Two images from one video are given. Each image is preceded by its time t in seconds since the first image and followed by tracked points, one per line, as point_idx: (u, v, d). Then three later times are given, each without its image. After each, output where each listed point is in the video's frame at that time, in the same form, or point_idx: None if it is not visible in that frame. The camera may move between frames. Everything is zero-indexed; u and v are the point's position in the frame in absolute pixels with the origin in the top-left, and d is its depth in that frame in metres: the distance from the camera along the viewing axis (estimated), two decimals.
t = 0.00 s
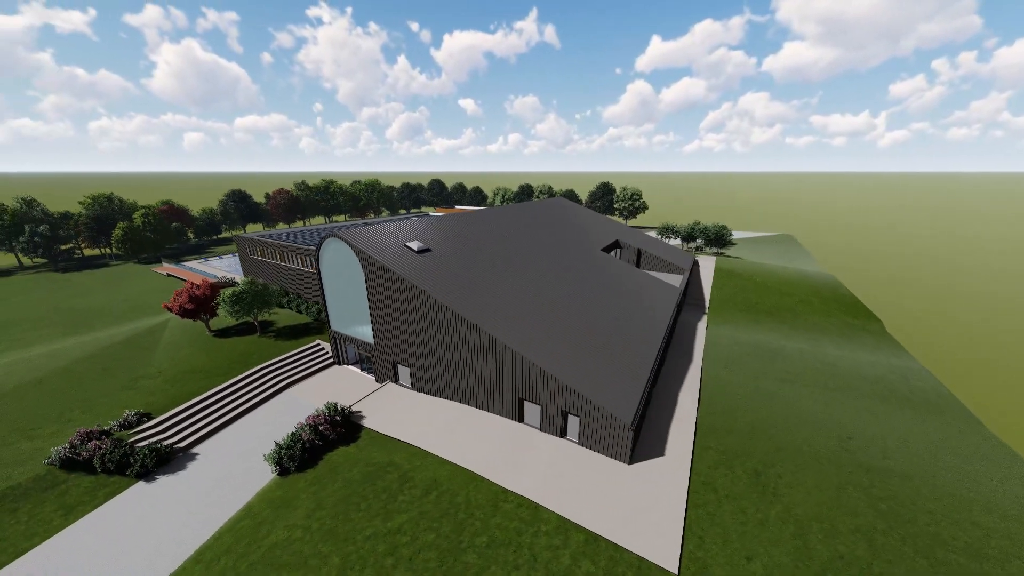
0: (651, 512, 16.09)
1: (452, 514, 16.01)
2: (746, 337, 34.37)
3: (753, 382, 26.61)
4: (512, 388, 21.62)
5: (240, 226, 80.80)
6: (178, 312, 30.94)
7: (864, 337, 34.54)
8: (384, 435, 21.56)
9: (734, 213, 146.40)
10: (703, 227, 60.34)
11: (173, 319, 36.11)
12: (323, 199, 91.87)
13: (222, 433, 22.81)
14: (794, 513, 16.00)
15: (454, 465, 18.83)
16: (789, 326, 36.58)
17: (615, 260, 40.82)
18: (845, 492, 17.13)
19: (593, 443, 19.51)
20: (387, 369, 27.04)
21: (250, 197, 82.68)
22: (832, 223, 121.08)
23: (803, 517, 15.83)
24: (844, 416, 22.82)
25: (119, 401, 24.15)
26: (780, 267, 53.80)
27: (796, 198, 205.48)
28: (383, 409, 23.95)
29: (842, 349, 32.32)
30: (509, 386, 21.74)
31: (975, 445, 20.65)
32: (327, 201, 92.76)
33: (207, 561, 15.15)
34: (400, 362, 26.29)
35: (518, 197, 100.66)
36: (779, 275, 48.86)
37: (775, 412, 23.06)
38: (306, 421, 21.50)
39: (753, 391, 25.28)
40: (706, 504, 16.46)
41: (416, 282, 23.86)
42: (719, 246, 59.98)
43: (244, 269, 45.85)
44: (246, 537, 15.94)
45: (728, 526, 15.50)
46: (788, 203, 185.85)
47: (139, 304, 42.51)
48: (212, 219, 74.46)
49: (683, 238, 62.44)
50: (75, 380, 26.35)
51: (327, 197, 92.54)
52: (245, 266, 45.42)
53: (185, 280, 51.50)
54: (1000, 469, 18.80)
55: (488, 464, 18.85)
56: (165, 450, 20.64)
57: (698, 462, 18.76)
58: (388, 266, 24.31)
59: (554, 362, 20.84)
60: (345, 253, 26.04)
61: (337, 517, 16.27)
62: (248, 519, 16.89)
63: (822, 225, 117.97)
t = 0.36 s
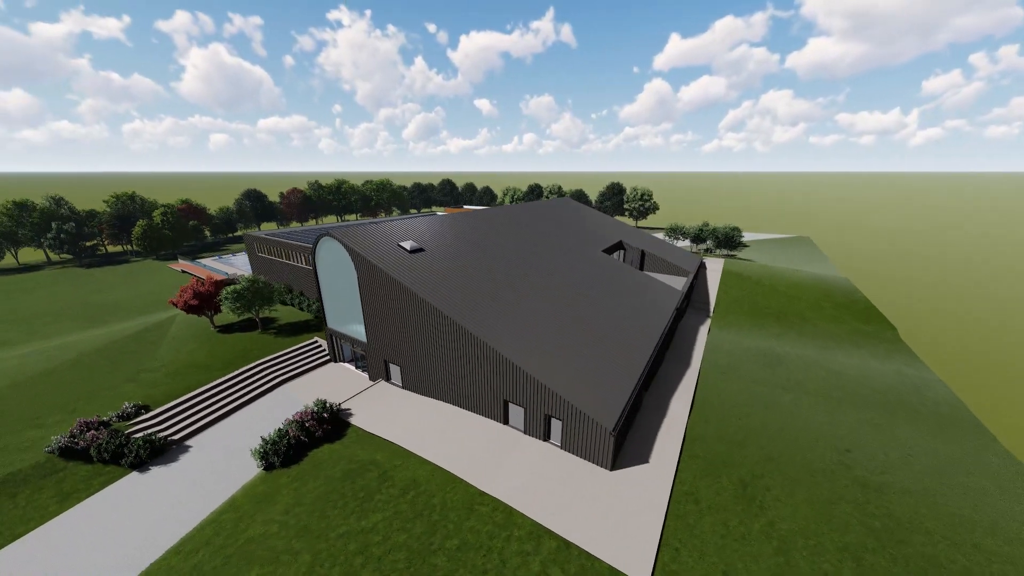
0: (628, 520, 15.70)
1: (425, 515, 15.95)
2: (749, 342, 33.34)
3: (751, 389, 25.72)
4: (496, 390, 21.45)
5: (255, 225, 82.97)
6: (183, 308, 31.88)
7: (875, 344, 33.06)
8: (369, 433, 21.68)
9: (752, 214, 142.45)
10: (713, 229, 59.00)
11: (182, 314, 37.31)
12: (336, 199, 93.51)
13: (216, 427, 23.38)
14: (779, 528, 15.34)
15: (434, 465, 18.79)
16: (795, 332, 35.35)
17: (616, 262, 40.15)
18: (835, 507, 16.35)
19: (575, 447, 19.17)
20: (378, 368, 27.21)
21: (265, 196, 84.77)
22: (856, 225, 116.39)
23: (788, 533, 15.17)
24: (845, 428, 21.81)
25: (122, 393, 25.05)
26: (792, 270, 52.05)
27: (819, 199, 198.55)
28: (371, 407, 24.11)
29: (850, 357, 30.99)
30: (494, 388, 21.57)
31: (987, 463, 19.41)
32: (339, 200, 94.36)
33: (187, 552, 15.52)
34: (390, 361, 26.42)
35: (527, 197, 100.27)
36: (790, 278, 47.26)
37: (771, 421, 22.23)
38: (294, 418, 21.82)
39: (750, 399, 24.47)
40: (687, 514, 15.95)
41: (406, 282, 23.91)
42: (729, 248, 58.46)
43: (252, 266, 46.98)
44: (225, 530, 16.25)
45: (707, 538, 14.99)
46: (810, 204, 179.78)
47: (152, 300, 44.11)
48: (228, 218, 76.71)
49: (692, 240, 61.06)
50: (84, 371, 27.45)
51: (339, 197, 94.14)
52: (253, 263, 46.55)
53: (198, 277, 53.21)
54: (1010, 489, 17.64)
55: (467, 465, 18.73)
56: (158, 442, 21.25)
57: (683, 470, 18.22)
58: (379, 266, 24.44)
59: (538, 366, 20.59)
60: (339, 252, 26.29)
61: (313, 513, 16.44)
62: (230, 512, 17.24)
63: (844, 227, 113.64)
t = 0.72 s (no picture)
0: (604, 529, 15.29)
1: (400, 516, 15.92)
2: (754, 348, 32.18)
3: (750, 397, 24.77)
4: (482, 392, 21.21)
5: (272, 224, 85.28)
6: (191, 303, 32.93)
7: (890, 353, 31.46)
8: (356, 431, 21.86)
9: (772, 215, 138.08)
10: (725, 231, 57.41)
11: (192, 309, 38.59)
12: (349, 199, 95.23)
13: (213, 420, 24.01)
14: (764, 545, 14.63)
15: (415, 466, 18.76)
16: (804, 338, 33.98)
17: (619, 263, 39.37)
18: (827, 526, 15.49)
19: (558, 452, 18.81)
20: (372, 366, 27.37)
21: (281, 196, 86.98)
22: (883, 227, 111.37)
23: (773, 550, 14.46)
24: (848, 442, 20.70)
25: (128, 384, 26.02)
26: (807, 274, 50.11)
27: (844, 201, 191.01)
28: (362, 405, 24.30)
29: (862, 366, 29.55)
30: (480, 390, 21.34)
31: (1003, 484, 18.05)
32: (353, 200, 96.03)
33: (169, 541, 15.92)
34: (382, 360, 26.53)
35: (538, 197, 99.78)
36: (803, 282, 45.48)
37: (769, 432, 21.30)
38: (284, 413, 22.16)
39: (749, 408, 23.50)
40: (667, 526, 15.41)
41: (397, 281, 23.82)
42: (742, 251, 56.70)
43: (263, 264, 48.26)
44: (208, 520, 16.62)
45: (686, 552, 14.42)
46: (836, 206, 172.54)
47: (168, 295, 45.80)
48: (246, 217, 79.07)
49: (703, 242, 59.55)
50: (95, 363, 28.63)
51: (353, 196, 95.81)
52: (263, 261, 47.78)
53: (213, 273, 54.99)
54: None
55: (448, 467, 18.64)
56: (156, 433, 21.94)
57: (668, 480, 17.65)
58: (371, 264, 24.42)
59: (524, 368, 20.21)
60: (334, 250, 26.43)
61: (292, 509, 16.64)
62: (214, 504, 17.62)
63: (869, 229, 108.88)
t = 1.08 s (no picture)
0: (579, 537, 14.91)
1: (377, 514, 15.97)
2: (761, 355, 30.97)
3: (750, 407, 23.78)
4: (469, 393, 21.03)
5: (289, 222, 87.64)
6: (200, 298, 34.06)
7: (908, 364, 29.69)
8: (345, 428, 22.08)
9: (795, 216, 133.35)
10: (739, 233, 55.51)
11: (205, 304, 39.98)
12: (364, 198, 96.95)
13: (211, 412, 24.71)
14: (747, 564, 13.95)
15: (397, 465, 18.80)
16: (815, 346, 32.47)
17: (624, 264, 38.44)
18: (818, 546, 14.63)
19: (540, 457, 18.48)
20: (366, 364, 27.59)
21: (299, 195, 89.29)
22: (914, 230, 106.00)
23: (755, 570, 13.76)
24: (851, 457, 19.57)
25: (136, 375, 27.11)
26: (825, 279, 47.97)
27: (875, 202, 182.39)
28: (354, 403, 24.52)
29: (875, 376, 28.00)
30: (467, 391, 21.17)
31: (1019, 509, 16.72)
32: (367, 200, 97.67)
33: (156, 529, 16.42)
34: (376, 358, 26.68)
35: (551, 197, 99.08)
36: (820, 287, 43.54)
37: (766, 443, 20.35)
38: (276, 408, 22.57)
39: (748, 418, 22.54)
40: (645, 536, 14.94)
41: (389, 280, 23.72)
42: (758, 254, 54.63)
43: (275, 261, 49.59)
44: (194, 510, 17.10)
45: (662, 565, 13.92)
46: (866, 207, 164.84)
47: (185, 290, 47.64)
48: (264, 215, 81.51)
49: (716, 244, 57.83)
50: (109, 354, 29.95)
51: (368, 196, 97.43)
52: (275, 258, 49.05)
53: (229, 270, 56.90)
54: None
55: (430, 467, 18.59)
56: (157, 423, 22.76)
57: (651, 490, 17.09)
58: (365, 263, 24.40)
59: (510, 370, 19.85)
60: (332, 248, 26.56)
61: (274, 503, 16.91)
62: (202, 495, 18.08)
63: (900, 232, 103.48)
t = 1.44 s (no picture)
0: (553, 545, 14.58)
1: (355, 511, 16.09)
2: (767, 362, 29.72)
3: (750, 416, 22.78)
4: (455, 394, 20.94)
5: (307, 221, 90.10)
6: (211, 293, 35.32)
7: (928, 377, 27.91)
8: (336, 424, 22.38)
9: (820, 218, 128.10)
10: (755, 235, 53.56)
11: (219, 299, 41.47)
12: (380, 198, 98.69)
13: (213, 404, 25.51)
14: None
15: (381, 463, 18.89)
16: (828, 355, 30.94)
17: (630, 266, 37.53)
18: (806, 567, 13.81)
19: (522, 461, 18.20)
20: (362, 361, 27.92)
21: (317, 195, 91.66)
22: (950, 234, 100.27)
23: None
24: (853, 474, 18.45)
25: (147, 366, 28.31)
26: (846, 284, 45.71)
27: (910, 204, 173.27)
28: (347, 399, 24.85)
29: (890, 388, 26.45)
30: (453, 391, 21.07)
31: None
32: (383, 199, 99.35)
33: (148, 514, 17.04)
34: (371, 356, 26.96)
35: (564, 197, 98.29)
36: (838, 292, 41.53)
37: (763, 456, 19.42)
38: (271, 402, 23.07)
39: (747, 428, 21.61)
40: (621, 548, 14.48)
41: (382, 278, 23.77)
42: (775, 257, 52.53)
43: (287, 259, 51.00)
44: (185, 498, 17.65)
45: None
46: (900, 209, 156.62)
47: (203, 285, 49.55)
48: (283, 214, 84.01)
49: (731, 247, 56.02)
50: (125, 345, 31.39)
51: (383, 195, 99.09)
52: (287, 256, 50.43)
53: (246, 266, 58.88)
54: None
55: (411, 467, 18.59)
56: (160, 413, 23.65)
57: (634, 499, 16.57)
58: (360, 261, 24.53)
59: (495, 372, 19.58)
60: (330, 245, 26.86)
61: (259, 495, 17.28)
62: (194, 484, 18.66)
63: (935, 236, 97.84)
